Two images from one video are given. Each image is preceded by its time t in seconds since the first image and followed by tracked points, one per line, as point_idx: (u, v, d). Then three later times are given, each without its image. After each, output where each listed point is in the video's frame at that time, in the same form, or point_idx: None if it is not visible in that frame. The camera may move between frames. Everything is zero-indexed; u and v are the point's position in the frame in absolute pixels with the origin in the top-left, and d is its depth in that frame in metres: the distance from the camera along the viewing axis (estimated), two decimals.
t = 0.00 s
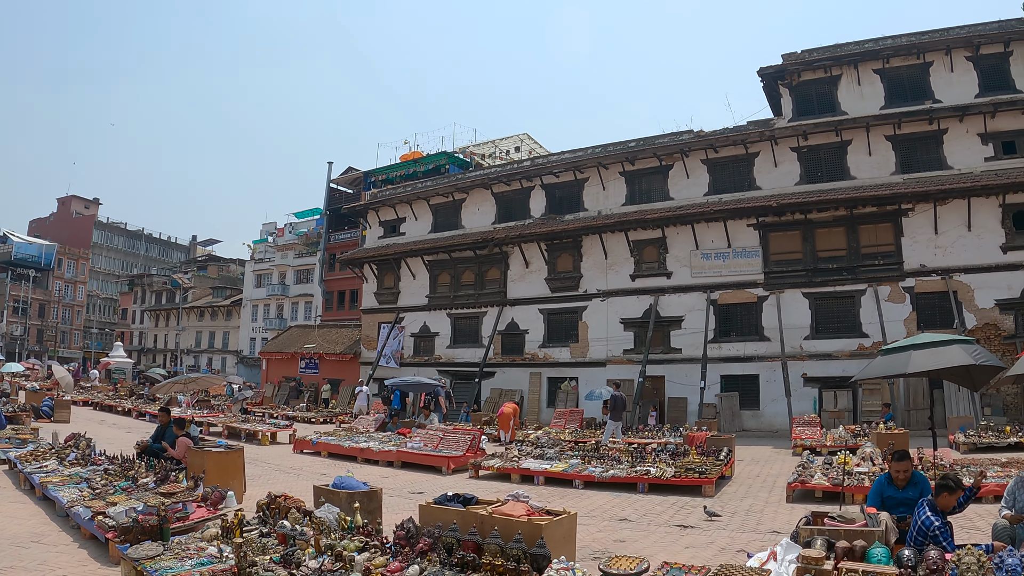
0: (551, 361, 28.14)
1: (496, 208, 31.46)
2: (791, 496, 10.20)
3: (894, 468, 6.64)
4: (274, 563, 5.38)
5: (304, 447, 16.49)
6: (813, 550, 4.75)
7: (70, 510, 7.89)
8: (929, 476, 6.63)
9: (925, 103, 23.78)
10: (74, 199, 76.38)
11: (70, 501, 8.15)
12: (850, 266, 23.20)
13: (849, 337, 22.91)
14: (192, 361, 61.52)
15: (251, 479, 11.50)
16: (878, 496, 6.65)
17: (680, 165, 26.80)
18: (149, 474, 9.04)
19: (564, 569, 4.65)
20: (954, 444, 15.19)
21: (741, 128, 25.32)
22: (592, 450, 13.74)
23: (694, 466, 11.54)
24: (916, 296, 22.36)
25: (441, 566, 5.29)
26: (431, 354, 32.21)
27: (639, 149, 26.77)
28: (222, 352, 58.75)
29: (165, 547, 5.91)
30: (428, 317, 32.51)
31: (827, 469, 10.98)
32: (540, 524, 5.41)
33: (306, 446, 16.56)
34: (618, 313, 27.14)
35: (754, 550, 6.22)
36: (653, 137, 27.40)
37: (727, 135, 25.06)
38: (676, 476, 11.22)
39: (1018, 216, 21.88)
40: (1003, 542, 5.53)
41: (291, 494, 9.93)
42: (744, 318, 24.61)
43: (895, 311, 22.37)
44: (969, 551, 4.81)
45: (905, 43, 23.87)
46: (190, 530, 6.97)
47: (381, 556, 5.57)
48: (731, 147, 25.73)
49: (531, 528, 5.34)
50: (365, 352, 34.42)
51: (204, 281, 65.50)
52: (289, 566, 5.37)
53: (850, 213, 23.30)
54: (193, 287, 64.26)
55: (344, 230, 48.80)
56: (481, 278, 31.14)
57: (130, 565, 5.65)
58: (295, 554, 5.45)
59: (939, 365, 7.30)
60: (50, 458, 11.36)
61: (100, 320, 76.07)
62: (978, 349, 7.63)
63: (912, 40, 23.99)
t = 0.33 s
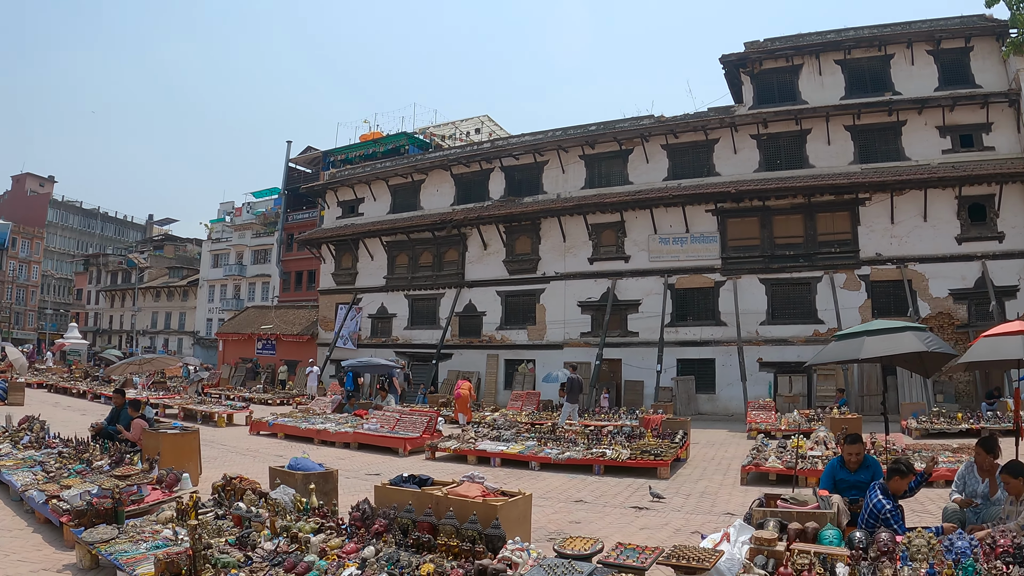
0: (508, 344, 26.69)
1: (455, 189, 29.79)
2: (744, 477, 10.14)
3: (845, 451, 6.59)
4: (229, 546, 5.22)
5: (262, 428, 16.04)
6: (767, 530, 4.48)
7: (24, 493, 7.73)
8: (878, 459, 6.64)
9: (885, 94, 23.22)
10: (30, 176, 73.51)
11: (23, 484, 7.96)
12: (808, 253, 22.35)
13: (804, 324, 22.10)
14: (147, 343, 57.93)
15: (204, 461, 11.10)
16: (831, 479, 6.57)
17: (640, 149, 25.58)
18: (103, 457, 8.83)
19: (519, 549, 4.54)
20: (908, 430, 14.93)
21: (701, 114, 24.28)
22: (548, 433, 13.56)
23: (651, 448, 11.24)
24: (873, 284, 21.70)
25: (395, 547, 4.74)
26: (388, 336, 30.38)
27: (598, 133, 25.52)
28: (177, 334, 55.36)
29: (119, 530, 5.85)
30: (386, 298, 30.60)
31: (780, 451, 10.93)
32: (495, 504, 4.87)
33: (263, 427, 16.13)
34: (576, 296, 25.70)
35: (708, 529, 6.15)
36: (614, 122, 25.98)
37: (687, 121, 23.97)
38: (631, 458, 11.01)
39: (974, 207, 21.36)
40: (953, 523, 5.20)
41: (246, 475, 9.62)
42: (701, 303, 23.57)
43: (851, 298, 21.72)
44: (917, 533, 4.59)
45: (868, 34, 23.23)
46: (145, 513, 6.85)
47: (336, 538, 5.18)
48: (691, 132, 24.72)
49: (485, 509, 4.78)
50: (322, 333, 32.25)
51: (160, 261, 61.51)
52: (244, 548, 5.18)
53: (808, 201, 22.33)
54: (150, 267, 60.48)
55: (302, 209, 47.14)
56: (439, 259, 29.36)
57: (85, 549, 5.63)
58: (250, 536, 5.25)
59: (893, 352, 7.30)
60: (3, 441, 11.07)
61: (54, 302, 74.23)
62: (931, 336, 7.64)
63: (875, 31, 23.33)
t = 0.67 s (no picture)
0: (455, 328, 21.85)
1: (402, 171, 24.12)
2: (688, 462, 8.52)
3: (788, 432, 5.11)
4: (173, 531, 5.12)
5: (205, 412, 13.49)
6: (708, 511, 4.48)
7: None
8: (823, 444, 5.06)
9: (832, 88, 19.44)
10: None
11: None
12: (753, 241, 18.73)
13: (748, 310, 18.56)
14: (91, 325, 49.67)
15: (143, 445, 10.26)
16: (770, 463, 5.13)
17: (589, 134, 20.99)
18: (46, 442, 8.45)
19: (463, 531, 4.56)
20: (847, 416, 13.13)
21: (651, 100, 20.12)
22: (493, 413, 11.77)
23: (595, 431, 9.61)
24: (817, 272, 18.32)
25: (339, 531, 4.70)
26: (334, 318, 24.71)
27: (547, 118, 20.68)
28: (122, 316, 47.15)
29: (61, 517, 5.71)
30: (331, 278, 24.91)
31: (726, 434, 9.28)
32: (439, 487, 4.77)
33: (207, 411, 13.51)
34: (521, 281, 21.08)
35: (652, 511, 6.02)
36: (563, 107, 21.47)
37: (636, 107, 19.68)
38: (576, 441, 9.32)
39: (917, 200, 18.13)
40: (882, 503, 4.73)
41: (190, 459, 8.96)
42: (644, 288, 19.63)
43: (795, 287, 18.28)
44: (855, 516, 4.46)
45: (818, 27, 19.32)
46: (88, 498, 6.64)
47: (280, 521, 5.16)
48: (640, 119, 20.31)
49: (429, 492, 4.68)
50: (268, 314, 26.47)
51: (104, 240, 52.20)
52: (188, 532, 5.10)
53: (754, 187, 18.70)
54: (93, 247, 51.30)
55: (249, 189, 38.71)
56: (387, 242, 23.88)
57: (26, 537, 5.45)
58: (194, 520, 5.17)
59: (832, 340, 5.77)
60: None
61: None
62: (871, 324, 6.12)
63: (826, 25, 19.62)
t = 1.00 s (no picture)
0: (393, 313, 21.22)
1: (342, 154, 23.30)
2: (625, 446, 8.60)
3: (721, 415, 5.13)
4: (108, 521, 4.99)
5: (142, 399, 12.99)
6: (643, 496, 4.49)
7: None
8: (755, 428, 5.11)
9: (774, 80, 19.66)
10: None
11: None
12: (692, 228, 18.87)
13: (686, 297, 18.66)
14: (24, 311, 47.24)
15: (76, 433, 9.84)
16: (705, 448, 5.14)
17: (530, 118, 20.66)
18: None
19: (400, 516, 4.55)
20: (782, 402, 13.36)
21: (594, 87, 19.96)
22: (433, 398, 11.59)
23: (534, 416, 9.65)
24: (754, 261, 18.55)
25: (276, 517, 4.65)
26: (273, 303, 23.82)
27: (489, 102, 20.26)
28: (57, 301, 44.89)
29: None
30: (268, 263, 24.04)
31: (663, 420, 9.36)
32: (376, 472, 4.74)
33: (142, 398, 12.98)
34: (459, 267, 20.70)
35: (589, 495, 6.10)
36: (505, 92, 21.11)
37: (579, 93, 19.40)
38: (514, 425, 9.35)
39: (854, 191, 18.57)
40: (817, 488, 4.78)
41: (127, 448, 8.69)
42: (584, 274, 19.52)
43: (732, 275, 18.45)
44: (788, 499, 4.49)
45: (762, 19, 19.42)
46: (21, 488, 6.40)
47: (218, 509, 5.08)
48: (582, 105, 20.08)
49: (366, 477, 4.63)
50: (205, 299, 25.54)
51: (39, 223, 49.63)
52: (123, 522, 4.98)
53: (694, 175, 18.82)
54: (27, 229, 48.90)
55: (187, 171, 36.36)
56: (325, 227, 23.13)
57: None
58: (130, 509, 5.06)
59: (766, 325, 5.70)
60: None
61: None
62: (807, 311, 6.07)
63: (770, 17, 19.69)
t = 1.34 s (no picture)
0: (328, 300, 20.80)
1: (279, 138, 22.60)
2: (559, 433, 8.61)
3: (655, 401, 5.17)
4: (38, 514, 4.86)
5: (72, 388, 12.57)
6: (577, 481, 4.52)
7: None
8: (688, 414, 5.18)
9: (713, 72, 19.93)
10: None
11: None
12: (627, 217, 19.06)
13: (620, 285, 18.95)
14: None
15: None
16: (638, 434, 5.18)
17: (468, 105, 20.49)
18: None
19: (334, 504, 4.54)
20: (716, 388, 13.61)
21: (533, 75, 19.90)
22: (368, 385, 11.49)
23: (469, 403, 9.64)
24: (688, 250, 18.84)
25: (209, 507, 4.60)
26: (205, 290, 23.05)
27: (427, 88, 20.03)
28: None
29: None
30: (201, 248, 23.24)
31: (598, 406, 9.42)
32: (311, 460, 4.73)
33: (74, 387, 12.56)
34: (394, 253, 20.41)
35: (524, 481, 6.13)
36: (445, 78, 20.89)
37: (518, 81, 19.29)
38: (448, 413, 9.33)
39: (789, 182, 18.94)
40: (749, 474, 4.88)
41: (57, 439, 8.44)
42: (521, 260, 19.53)
43: (667, 263, 18.70)
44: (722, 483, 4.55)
45: (702, 11, 19.56)
46: None
47: (151, 500, 5.00)
48: (521, 93, 20.04)
49: (300, 465, 4.62)
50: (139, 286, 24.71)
51: None
52: (55, 515, 4.86)
53: (630, 165, 18.98)
54: None
55: (120, 154, 34.65)
56: (258, 212, 22.43)
57: None
58: (62, 502, 4.94)
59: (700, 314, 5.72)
60: None
61: None
62: (738, 299, 6.15)
63: (710, 8, 19.82)
